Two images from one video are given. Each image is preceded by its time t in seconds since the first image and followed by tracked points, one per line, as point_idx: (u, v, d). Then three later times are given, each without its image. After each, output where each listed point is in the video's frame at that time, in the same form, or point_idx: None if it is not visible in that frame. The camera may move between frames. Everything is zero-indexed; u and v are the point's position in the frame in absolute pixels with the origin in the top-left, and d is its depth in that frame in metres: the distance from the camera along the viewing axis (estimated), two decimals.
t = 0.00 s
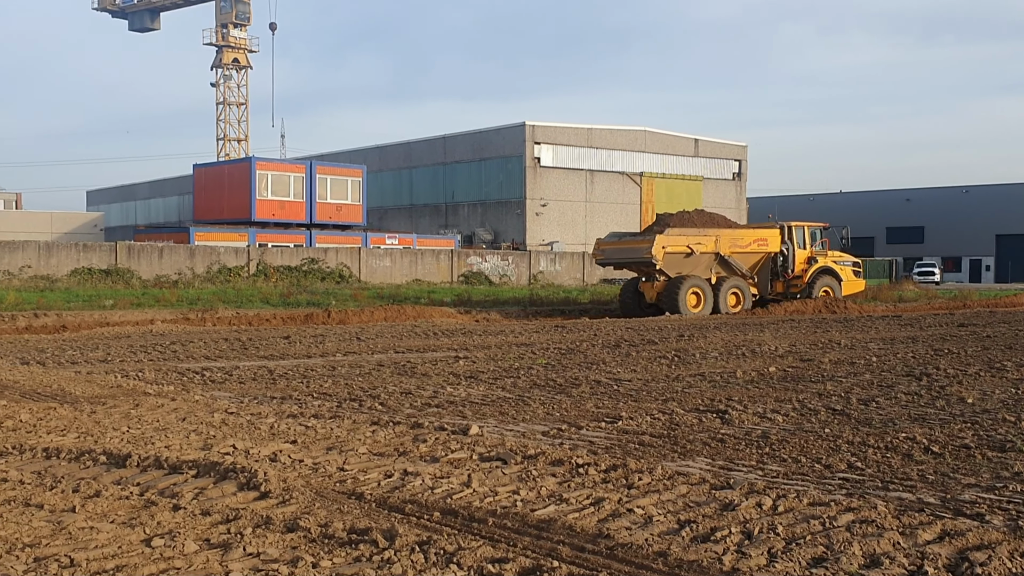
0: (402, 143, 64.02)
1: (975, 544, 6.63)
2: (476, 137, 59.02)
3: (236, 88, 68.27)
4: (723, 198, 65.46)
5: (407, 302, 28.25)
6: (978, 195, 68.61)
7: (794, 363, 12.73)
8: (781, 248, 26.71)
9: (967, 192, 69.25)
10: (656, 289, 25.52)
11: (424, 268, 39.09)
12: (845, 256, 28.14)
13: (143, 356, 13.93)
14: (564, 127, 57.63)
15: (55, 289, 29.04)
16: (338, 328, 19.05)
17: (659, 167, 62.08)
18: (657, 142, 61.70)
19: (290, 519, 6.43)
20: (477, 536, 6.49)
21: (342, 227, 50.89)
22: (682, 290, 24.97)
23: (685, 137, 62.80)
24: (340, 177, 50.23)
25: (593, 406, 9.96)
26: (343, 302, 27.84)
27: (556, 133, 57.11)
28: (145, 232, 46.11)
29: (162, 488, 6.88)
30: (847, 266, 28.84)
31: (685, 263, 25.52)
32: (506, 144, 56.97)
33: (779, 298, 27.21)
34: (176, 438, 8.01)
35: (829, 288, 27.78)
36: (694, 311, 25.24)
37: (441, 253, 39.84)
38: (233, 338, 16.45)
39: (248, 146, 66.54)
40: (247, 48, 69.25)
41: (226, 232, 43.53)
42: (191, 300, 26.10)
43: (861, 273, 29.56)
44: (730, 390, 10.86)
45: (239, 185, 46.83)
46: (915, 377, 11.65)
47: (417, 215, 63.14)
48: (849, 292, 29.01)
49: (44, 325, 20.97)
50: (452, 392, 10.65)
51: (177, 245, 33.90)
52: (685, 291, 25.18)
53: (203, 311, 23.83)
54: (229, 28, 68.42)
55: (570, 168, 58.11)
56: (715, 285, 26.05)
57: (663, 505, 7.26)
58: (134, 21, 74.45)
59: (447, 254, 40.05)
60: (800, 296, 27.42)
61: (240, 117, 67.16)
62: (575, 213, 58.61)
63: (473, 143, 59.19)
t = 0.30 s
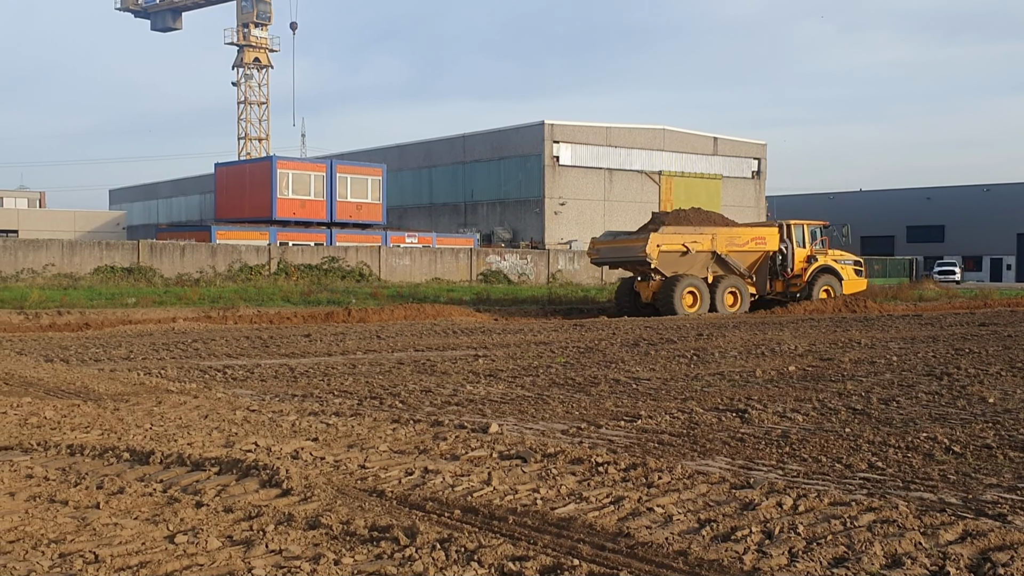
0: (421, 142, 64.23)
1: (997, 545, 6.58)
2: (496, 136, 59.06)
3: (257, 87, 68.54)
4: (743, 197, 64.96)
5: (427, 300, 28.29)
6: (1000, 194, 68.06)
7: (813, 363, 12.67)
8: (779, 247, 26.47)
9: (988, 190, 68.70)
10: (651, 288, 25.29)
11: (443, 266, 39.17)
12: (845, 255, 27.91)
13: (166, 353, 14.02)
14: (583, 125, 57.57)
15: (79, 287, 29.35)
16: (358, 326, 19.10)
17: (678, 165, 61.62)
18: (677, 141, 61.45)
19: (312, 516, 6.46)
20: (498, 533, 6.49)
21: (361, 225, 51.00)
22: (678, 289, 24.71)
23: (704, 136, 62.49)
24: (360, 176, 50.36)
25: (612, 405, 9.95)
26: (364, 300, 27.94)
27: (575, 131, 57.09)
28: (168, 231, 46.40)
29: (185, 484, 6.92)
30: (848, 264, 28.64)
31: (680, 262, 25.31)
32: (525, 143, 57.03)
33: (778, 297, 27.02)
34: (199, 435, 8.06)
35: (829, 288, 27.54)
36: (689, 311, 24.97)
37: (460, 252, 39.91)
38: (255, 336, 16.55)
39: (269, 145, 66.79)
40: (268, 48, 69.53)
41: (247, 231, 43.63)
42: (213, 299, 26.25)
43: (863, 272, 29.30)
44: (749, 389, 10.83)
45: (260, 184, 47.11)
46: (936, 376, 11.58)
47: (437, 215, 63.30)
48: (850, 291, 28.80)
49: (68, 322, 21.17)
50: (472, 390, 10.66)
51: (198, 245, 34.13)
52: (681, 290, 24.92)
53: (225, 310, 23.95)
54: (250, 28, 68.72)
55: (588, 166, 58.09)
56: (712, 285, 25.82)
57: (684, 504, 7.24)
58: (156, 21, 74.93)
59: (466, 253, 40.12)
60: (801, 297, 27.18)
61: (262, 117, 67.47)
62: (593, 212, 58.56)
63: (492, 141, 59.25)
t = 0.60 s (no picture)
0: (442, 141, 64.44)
1: (1022, 545, 6.53)
2: (516, 136, 59.14)
3: (279, 88, 68.80)
4: (764, 195, 64.52)
5: (446, 299, 28.32)
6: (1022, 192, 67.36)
7: (834, 362, 12.58)
8: (778, 245, 26.15)
9: (1011, 188, 68.02)
10: (648, 287, 24.94)
11: (464, 265, 39.25)
12: (848, 253, 27.50)
13: (190, 352, 14.11)
14: (602, 124, 57.43)
15: (103, 287, 29.64)
16: (381, 325, 19.15)
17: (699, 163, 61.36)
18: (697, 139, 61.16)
19: (335, 514, 6.49)
20: (520, 532, 6.50)
21: (383, 225, 51.11)
22: (675, 287, 24.38)
23: (724, 134, 62.14)
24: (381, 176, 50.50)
25: (632, 404, 9.93)
26: (385, 299, 28.01)
27: (595, 130, 57.00)
28: (191, 231, 46.70)
29: (210, 482, 6.97)
30: (851, 263, 28.27)
31: (677, 260, 24.98)
32: (545, 142, 57.01)
33: (778, 296, 26.71)
34: (223, 434, 8.11)
35: (831, 286, 27.13)
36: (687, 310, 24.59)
37: (480, 251, 39.95)
38: (277, 335, 16.61)
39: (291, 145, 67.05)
40: (289, 48, 69.80)
41: (269, 231, 43.79)
42: (236, 298, 26.40)
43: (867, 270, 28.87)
44: (769, 388, 10.79)
45: (282, 184, 47.40)
46: (959, 375, 11.49)
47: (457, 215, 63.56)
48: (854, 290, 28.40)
49: (92, 321, 21.28)
50: (493, 389, 10.67)
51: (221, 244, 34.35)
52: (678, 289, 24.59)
53: (248, 309, 24.05)
54: (272, 28, 69.00)
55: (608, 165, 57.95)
56: (710, 283, 25.48)
57: (705, 503, 7.23)
58: (179, 21, 75.39)
59: (486, 252, 40.17)
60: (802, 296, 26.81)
61: (284, 116, 67.74)
62: (613, 210, 58.43)
63: (512, 141, 59.31)
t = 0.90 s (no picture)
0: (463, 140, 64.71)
1: None
2: (536, 135, 59.16)
3: (301, 88, 69.08)
4: (785, 192, 64.14)
5: (467, 298, 28.35)
6: None
7: (857, 360, 12.50)
8: (779, 243, 25.65)
9: None
10: (645, 286, 24.54)
11: (485, 264, 39.28)
12: (852, 251, 26.87)
13: (214, 351, 14.22)
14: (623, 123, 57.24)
15: (129, 286, 29.86)
16: (402, 323, 19.24)
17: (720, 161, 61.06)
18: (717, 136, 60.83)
19: (359, 511, 6.53)
20: (542, 530, 6.52)
21: (405, 225, 51.23)
22: (672, 286, 23.93)
23: (745, 131, 61.79)
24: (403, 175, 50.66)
25: (654, 402, 9.93)
26: (406, 298, 28.09)
27: (615, 128, 56.82)
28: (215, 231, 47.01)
29: (234, 480, 7.03)
30: (856, 261, 27.63)
31: (674, 258, 24.49)
32: (566, 141, 56.93)
33: (780, 295, 26.21)
34: (247, 432, 8.18)
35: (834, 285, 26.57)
36: (684, 309, 24.12)
37: (502, 250, 39.96)
38: (301, 333, 16.69)
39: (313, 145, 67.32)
40: (312, 48, 70.06)
41: (292, 230, 43.98)
42: (259, 297, 26.56)
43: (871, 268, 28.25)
44: (792, 386, 10.76)
45: (305, 184, 47.67)
46: (983, 372, 11.40)
47: (478, 214, 63.84)
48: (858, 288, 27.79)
49: (117, 320, 21.46)
50: (514, 387, 10.69)
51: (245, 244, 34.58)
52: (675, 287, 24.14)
53: (271, 308, 24.18)
54: (294, 28, 69.30)
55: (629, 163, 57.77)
56: (708, 281, 24.94)
57: (727, 501, 7.22)
58: (202, 23, 75.82)
59: (508, 251, 40.16)
60: (803, 294, 26.29)
61: (307, 116, 68.02)
62: (634, 207, 58.31)
63: (533, 140, 59.36)
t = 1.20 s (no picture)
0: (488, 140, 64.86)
1: None
2: (561, 134, 59.10)
3: (327, 89, 69.39)
4: (810, 189, 63.68)
5: (491, 297, 28.40)
6: None
7: (883, 358, 12.42)
8: (782, 241, 25.04)
9: None
10: (645, 284, 24.20)
11: (509, 263, 39.29)
12: (858, 248, 26.33)
13: (242, 350, 14.35)
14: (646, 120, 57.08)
15: (158, 286, 30.09)
16: (427, 322, 19.32)
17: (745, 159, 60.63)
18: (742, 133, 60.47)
19: (385, 510, 6.58)
20: (567, 528, 6.55)
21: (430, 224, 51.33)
22: (671, 285, 23.54)
23: (770, 128, 61.41)
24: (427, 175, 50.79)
25: (678, 400, 9.92)
26: (432, 297, 28.19)
27: (639, 126, 56.69)
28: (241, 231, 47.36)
29: (262, 479, 7.10)
30: (862, 259, 27.07)
31: (675, 257, 24.05)
32: (590, 139, 56.80)
33: (784, 293, 25.70)
34: (274, 430, 8.26)
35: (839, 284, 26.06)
36: (684, 308, 23.76)
37: (526, 248, 39.95)
38: (327, 332, 16.80)
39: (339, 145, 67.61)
40: (337, 49, 70.34)
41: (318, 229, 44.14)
42: (286, 296, 26.75)
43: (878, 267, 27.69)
44: (817, 384, 10.71)
45: (331, 184, 47.96)
46: (1011, 370, 11.30)
47: (502, 213, 64.06)
48: (864, 287, 27.23)
49: (146, 321, 21.70)
50: (538, 385, 10.72)
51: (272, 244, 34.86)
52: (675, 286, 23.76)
53: (298, 307, 24.34)
54: (319, 30, 69.62)
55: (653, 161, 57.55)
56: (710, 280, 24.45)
57: (752, 499, 7.21)
58: (229, 24, 76.32)
59: (532, 249, 40.10)
60: (808, 293, 25.80)
61: (332, 117, 68.33)
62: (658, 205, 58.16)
63: (557, 139, 59.30)
